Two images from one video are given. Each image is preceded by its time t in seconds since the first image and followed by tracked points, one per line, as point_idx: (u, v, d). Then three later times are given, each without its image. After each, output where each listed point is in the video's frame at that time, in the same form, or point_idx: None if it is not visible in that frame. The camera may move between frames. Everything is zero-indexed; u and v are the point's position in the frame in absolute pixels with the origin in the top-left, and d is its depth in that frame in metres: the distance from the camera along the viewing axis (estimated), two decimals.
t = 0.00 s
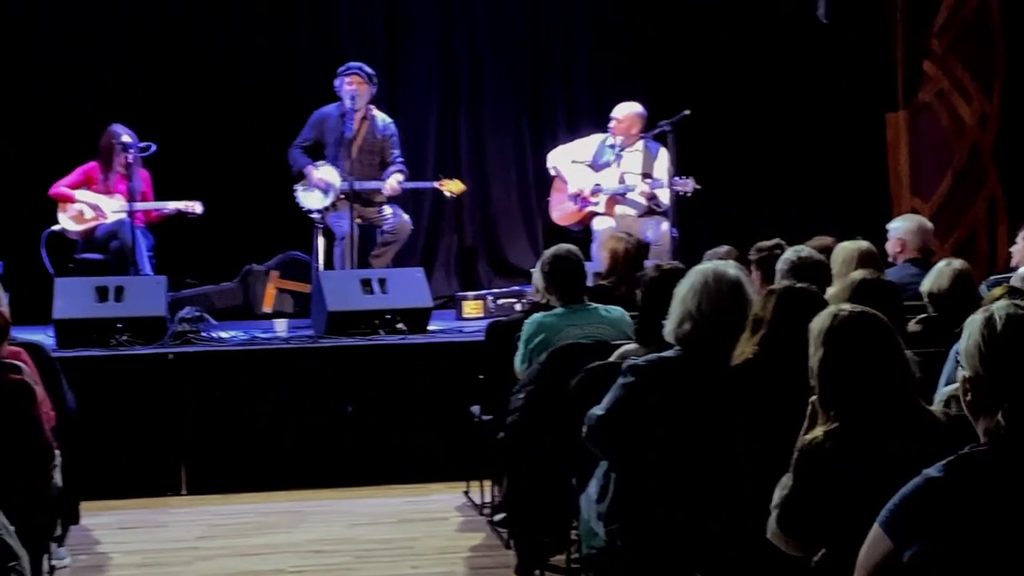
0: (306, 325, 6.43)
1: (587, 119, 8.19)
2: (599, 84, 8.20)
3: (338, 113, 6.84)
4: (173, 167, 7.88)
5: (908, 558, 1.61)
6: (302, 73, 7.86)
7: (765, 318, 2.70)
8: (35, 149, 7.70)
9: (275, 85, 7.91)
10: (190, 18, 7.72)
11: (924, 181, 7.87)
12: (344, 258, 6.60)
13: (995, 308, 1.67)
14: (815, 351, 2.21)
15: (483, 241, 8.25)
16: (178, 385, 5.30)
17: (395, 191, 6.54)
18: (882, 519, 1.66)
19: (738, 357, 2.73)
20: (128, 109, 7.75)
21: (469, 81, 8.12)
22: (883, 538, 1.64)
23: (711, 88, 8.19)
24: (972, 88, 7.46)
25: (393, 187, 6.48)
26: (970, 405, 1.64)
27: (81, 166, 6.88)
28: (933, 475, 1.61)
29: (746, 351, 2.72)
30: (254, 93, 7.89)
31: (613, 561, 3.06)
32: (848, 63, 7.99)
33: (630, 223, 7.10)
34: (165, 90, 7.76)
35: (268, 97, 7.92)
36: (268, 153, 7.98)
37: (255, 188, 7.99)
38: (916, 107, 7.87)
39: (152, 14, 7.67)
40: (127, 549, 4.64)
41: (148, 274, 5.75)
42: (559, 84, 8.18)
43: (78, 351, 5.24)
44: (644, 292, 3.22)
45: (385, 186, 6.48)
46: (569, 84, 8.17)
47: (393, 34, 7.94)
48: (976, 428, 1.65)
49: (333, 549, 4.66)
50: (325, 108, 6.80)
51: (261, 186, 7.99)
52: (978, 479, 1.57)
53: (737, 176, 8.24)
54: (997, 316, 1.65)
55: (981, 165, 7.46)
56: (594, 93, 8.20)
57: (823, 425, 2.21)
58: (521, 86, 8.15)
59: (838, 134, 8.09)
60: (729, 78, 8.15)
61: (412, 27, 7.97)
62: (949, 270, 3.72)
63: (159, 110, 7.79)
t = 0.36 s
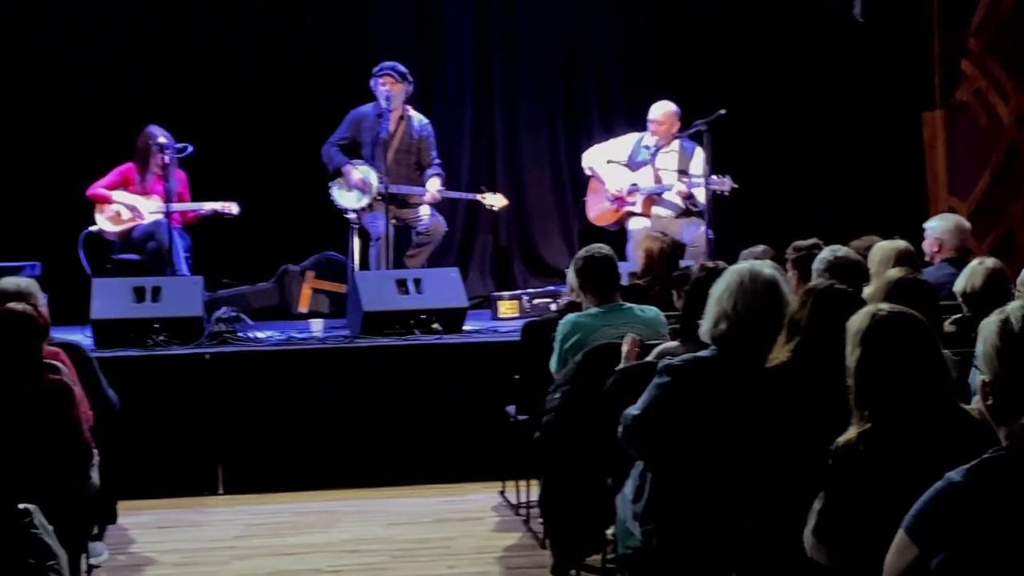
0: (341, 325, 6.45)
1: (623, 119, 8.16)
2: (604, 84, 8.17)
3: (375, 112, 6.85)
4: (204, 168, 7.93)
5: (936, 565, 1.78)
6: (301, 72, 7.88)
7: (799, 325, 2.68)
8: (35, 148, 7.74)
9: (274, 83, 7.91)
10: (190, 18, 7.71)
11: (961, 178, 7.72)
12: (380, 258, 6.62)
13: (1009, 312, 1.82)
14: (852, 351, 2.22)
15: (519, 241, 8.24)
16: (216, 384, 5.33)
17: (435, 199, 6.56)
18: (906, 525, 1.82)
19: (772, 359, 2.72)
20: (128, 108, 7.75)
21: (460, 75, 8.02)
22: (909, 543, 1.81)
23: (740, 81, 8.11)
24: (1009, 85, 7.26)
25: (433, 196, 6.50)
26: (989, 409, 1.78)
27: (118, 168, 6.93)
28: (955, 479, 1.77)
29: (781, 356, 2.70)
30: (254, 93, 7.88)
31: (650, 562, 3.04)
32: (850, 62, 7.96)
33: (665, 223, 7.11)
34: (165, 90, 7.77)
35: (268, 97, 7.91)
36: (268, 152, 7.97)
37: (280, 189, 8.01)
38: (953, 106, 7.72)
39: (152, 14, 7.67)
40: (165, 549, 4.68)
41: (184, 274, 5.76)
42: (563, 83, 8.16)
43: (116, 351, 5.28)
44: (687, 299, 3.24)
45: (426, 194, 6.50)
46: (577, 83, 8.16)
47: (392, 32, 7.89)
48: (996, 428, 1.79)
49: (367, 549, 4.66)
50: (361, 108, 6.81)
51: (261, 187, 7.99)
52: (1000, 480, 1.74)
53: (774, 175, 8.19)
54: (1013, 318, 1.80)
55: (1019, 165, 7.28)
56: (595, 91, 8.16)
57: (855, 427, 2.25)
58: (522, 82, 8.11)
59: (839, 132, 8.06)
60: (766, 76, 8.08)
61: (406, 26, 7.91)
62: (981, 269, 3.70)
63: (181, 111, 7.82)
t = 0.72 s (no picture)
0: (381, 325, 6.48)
1: (664, 120, 8.12)
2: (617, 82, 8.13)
3: (411, 114, 6.86)
4: (242, 172, 7.98)
5: (982, 559, 1.92)
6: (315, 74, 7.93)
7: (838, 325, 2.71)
8: (34, 148, 7.76)
9: (273, 83, 7.92)
10: (190, 18, 7.72)
11: (1005, 177, 7.65)
12: (420, 259, 6.62)
13: None
14: (909, 344, 2.42)
15: (559, 241, 8.23)
16: (258, 385, 5.36)
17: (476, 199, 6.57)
18: (954, 520, 1.97)
19: (811, 362, 2.73)
20: (127, 109, 7.78)
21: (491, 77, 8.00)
22: (957, 538, 1.96)
23: (790, 86, 8.14)
24: None
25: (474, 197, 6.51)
26: None
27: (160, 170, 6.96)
28: (1004, 475, 1.90)
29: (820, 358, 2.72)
30: (252, 93, 7.89)
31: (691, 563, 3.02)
32: (849, 63, 7.98)
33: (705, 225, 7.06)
34: (165, 91, 7.78)
35: (267, 97, 7.93)
36: (267, 152, 7.98)
37: (315, 189, 8.03)
38: (996, 105, 7.66)
39: (152, 14, 7.69)
40: (207, 549, 4.71)
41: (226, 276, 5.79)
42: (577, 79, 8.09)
43: (159, 353, 5.31)
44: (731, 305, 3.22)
45: (467, 194, 6.50)
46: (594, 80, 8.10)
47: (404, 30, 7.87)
48: None
49: (407, 550, 4.66)
50: (397, 111, 6.83)
51: (259, 187, 8.02)
52: None
53: (815, 175, 8.13)
54: None
55: None
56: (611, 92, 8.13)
57: (901, 421, 2.45)
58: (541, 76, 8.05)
59: (869, 130, 8.01)
60: (806, 77, 8.09)
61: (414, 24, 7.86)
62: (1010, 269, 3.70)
63: (217, 114, 7.88)
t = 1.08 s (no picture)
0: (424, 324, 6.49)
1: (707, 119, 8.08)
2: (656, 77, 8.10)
3: (449, 114, 6.88)
4: (283, 172, 8.03)
5: None
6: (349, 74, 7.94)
7: (876, 325, 2.81)
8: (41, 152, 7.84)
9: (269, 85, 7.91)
10: (189, 21, 7.75)
11: None
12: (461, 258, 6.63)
13: None
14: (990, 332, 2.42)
15: (600, 240, 8.20)
16: (301, 383, 5.38)
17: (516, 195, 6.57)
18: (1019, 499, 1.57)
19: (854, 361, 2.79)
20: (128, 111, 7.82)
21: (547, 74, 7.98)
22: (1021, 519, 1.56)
23: (828, 80, 8.04)
24: None
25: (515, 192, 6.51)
26: None
27: (203, 169, 7.01)
28: None
29: (862, 358, 2.78)
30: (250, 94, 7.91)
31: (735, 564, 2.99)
32: (865, 61, 7.96)
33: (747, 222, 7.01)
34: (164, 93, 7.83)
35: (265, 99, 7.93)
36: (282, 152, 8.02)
37: (356, 188, 8.06)
38: None
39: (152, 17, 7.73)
40: (249, 546, 4.73)
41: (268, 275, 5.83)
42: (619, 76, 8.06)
43: (201, 351, 5.35)
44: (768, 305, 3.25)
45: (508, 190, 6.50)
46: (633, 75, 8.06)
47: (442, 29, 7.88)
48: None
49: (448, 547, 4.66)
50: (436, 110, 6.84)
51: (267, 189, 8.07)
52: None
53: (859, 171, 8.05)
54: None
55: None
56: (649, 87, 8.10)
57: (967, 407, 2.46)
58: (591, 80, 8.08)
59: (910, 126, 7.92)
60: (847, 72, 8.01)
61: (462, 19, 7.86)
62: None
63: (258, 114, 7.94)
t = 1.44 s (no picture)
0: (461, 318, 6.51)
1: (745, 114, 8.05)
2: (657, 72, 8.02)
3: (485, 109, 6.88)
4: (321, 167, 8.07)
5: None
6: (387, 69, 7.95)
7: (919, 319, 2.77)
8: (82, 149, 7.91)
9: (305, 81, 7.95)
10: (227, 18, 7.80)
11: None
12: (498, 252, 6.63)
13: None
14: None
15: (638, 233, 8.18)
16: (339, 377, 5.40)
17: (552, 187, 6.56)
18: None
19: (893, 354, 2.83)
20: (167, 108, 7.89)
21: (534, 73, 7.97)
22: None
23: (869, 74, 8.02)
24: None
25: (550, 184, 6.50)
26: None
27: (243, 164, 7.07)
28: None
29: (899, 351, 2.82)
30: (289, 91, 7.96)
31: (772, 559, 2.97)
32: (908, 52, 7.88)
33: (785, 215, 6.95)
34: (201, 90, 7.90)
35: (300, 95, 7.97)
36: (322, 147, 8.05)
37: (393, 184, 8.08)
38: None
39: (191, 14, 7.78)
40: (288, 540, 4.75)
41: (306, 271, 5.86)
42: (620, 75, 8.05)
43: (240, 345, 5.38)
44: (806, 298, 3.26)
45: (543, 182, 6.49)
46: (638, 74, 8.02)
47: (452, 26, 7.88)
48: None
49: (488, 542, 4.66)
50: (472, 105, 6.84)
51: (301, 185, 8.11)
52: None
53: (901, 164, 7.98)
54: None
55: None
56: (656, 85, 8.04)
57: None
58: (577, 75, 7.98)
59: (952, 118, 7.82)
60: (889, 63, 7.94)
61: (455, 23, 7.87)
62: None
63: (296, 110, 7.99)
